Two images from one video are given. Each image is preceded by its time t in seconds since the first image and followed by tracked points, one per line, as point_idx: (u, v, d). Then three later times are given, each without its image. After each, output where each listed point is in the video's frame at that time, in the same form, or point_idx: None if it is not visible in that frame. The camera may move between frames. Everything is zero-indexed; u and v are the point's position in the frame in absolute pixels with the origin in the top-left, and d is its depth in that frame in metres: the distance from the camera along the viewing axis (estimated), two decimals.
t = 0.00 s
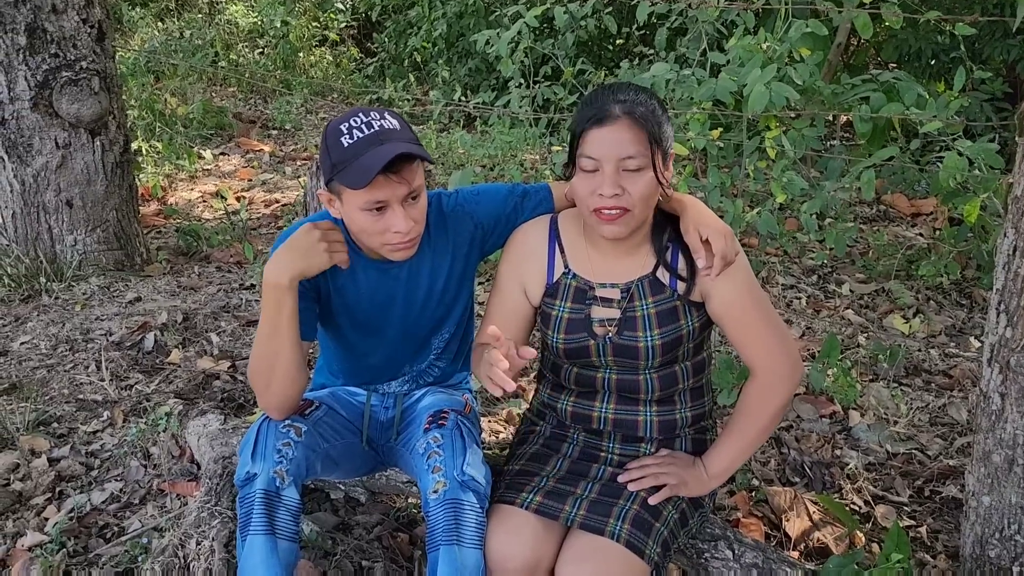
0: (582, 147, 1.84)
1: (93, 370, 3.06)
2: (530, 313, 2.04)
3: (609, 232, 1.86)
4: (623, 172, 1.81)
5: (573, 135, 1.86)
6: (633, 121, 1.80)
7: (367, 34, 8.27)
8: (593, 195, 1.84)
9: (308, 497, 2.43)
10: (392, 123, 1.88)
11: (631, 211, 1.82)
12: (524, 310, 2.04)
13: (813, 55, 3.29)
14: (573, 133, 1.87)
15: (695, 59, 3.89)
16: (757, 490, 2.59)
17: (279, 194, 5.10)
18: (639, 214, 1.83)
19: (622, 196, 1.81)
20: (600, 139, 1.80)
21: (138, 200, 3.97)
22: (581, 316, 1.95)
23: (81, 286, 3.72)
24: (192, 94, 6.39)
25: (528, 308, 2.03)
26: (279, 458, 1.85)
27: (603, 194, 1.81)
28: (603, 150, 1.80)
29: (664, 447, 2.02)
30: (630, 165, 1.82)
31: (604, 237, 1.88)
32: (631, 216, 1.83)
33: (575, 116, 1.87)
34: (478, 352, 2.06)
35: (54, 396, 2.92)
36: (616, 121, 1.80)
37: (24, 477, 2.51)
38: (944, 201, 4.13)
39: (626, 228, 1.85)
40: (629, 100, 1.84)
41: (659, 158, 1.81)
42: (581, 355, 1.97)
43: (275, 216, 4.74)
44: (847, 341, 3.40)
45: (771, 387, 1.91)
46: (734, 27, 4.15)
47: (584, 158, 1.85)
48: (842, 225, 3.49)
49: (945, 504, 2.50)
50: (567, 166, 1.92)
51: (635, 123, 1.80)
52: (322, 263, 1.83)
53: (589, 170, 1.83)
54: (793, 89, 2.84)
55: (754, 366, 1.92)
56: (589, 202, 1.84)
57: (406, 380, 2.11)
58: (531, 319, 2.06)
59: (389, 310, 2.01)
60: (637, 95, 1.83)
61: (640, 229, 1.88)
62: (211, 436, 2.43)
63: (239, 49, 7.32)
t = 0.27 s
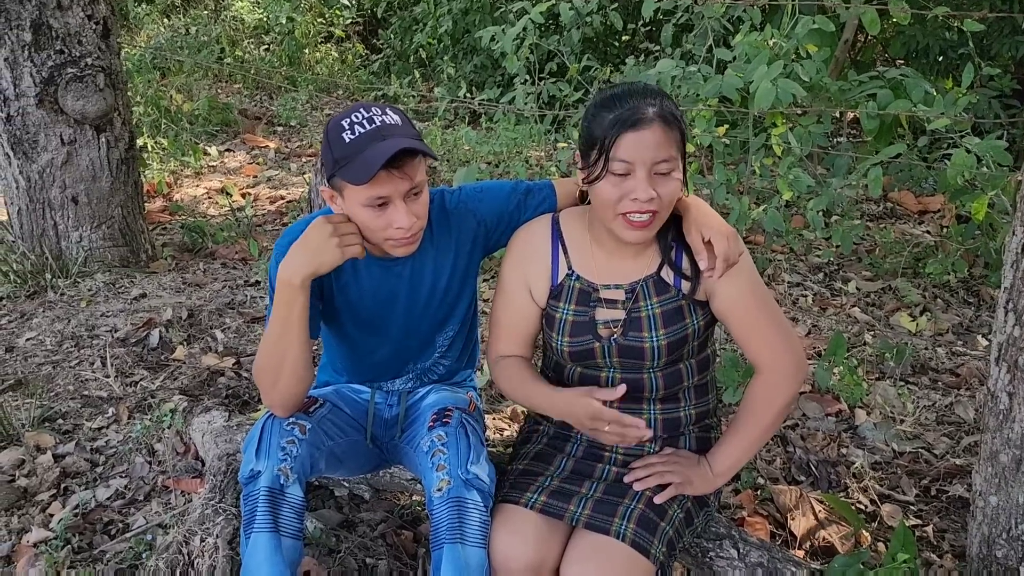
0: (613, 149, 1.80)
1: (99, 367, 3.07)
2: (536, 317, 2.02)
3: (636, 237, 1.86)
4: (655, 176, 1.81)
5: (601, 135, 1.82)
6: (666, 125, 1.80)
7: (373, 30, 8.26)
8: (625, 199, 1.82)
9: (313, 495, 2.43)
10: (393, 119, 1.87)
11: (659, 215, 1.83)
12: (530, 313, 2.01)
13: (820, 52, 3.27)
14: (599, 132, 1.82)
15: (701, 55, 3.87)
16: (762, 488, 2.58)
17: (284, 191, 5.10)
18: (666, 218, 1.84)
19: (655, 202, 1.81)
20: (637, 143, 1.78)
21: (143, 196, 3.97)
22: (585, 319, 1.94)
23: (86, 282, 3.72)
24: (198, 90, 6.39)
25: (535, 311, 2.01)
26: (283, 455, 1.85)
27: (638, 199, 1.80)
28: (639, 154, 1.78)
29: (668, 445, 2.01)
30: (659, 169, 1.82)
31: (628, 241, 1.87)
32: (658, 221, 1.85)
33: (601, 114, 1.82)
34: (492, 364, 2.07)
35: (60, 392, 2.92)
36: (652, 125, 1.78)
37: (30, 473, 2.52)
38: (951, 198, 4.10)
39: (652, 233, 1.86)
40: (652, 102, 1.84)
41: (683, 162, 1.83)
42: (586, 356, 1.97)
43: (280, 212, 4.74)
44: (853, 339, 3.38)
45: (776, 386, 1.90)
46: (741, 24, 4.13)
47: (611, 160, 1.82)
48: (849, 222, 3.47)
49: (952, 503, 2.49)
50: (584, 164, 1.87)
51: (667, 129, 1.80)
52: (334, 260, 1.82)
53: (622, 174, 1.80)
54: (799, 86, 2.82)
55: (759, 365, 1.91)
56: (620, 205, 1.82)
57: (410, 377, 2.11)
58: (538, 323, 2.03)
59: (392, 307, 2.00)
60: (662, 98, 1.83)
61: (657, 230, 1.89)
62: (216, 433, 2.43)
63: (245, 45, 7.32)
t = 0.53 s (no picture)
0: (608, 149, 1.80)
1: (103, 362, 3.07)
2: (538, 314, 2.02)
3: (633, 237, 1.85)
4: (651, 176, 1.80)
5: (598, 135, 1.82)
6: (662, 125, 1.78)
7: (378, 26, 8.24)
8: (620, 199, 1.82)
9: (317, 490, 2.43)
10: (391, 112, 1.86)
11: (656, 215, 1.82)
12: (532, 311, 2.02)
13: (826, 47, 3.25)
14: (595, 131, 1.82)
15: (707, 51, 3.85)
16: (768, 485, 2.57)
17: (289, 186, 5.10)
18: (663, 218, 1.83)
19: (651, 202, 1.80)
20: (631, 144, 1.77)
21: (148, 192, 3.97)
22: (589, 316, 1.93)
23: (91, 278, 3.73)
24: (203, 86, 6.39)
25: (537, 310, 2.01)
26: (286, 451, 1.85)
27: (632, 199, 1.80)
28: (633, 154, 1.78)
29: (673, 443, 2.01)
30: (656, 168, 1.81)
31: (626, 240, 1.87)
32: (655, 221, 1.84)
33: (597, 113, 1.82)
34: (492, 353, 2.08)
35: (65, 387, 2.93)
36: (647, 125, 1.77)
37: (34, 468, 2.52)
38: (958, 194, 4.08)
39: (649, 233, 1.85)
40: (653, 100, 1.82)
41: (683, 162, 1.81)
42: (590, 354, 1.97)
43: (285, 208, 4.74)
44: (859, 335, 3.36)
45: (783, 384, 1.89)
46: (747, 19, 4.11)
47: (607, 159, 1.82)
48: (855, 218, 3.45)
49: (958, 500, 2.47)
50: (584, 163, 1.88)
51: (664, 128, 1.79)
52: (342, 252, 1.82)
53: (617, 174, 1.81)
54: (805, 81, 2.81)
55: (766, 364, 1.90)
56: (616, 205, 1.82)
57: (413, 373, 2.11)
58: (540, 321, 2.04)
59: (395, 303, 2.00)
60: (662, 96, 1.81)
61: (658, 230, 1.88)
62: (220, 429, 2.43)
63: (250, 41, 7.31)
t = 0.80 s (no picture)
0: (603, 145, 1.81)
1: (109, 357, 3.08)
2: (534, 305, 2.05)
3: (632, 233, 1.85)
4: (647, 171, 1.80)
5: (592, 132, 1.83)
6: (657, 119, 1.79)
7: (382, 22, 8.24)
8: (617, 195, 1.82)
9: (321, 484, 2.44)
10: (400, 105, 1.87)
11: (654, 210, 1.82)
12: (528, 302, 2.05)
13: (832, 42, 3.25)
14: (591, 129, 1.83)
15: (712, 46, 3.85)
16: (771, 480, 2.57)
17: (293, 182, 5.10)
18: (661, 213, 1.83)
19: (648, 197, 1.80)
20: (626, 139, 1.78)
21: (153, 187, 3.98)
22: (591, 312, 1.94)
23: (97, 273, 3.74)
24: (207, 82, 6.40)
25: (533, 301, 2.04)
26: (291, 444, 1.86)
27: (629, 194, 1.79)
28: (629, 149, 1.79)
29: (676, 440, 2.01)
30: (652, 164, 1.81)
31: (625, 236, 1.87)
32: (654, 216, 1.82)
33: (593, 111, 1.83)
34: (490, 332, 2.12)
35: (70, 381, 2.94)
36: (642, 119, 1.78)
37: (41, 461, 2.54)
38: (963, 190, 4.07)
39: (649, 228, 1.84)
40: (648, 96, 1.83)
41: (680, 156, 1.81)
42: (592, 350, 1.97)
43: (290, 204, 4.75)
44: (863, 331, 3.36)
45: (787, 380, 1.89)
46: (752, 15, 4.10)
47: (603, 155, 1.82)
48: (859, 214, 3.45)
49: (962, 496, 2.47)
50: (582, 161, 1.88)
51: (659, 123, 1.79)
52: (347, 244, 1.82)
53: (613, 170, 1.81)
54: (811, 76, 2.80)
55: (769, 361, 1.90)
56: (613, 201, 1.82)
57: (418, 367, 2.11)
58: (535, 310, 2.07)
59: (399, 298, 2.00)
60: (657, 92, 1.82)
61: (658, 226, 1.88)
62: (225, 423, 2.44)
63: (254, 37, 7.31)
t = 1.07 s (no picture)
0: (591, 142, 1.83)
1: (116, 351, 3.11)
2: (538, 301, 2.07)
3: (624, 228, 1.86)
4: (635, 166, 1.81)
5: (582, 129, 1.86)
6: (642, 113, 1.80)
7: (386, 18, 8.25)
8: (606, 190, 1.83)
9: (326, 477, 2.47)
10: (410, 100, 1.88)
11: (644, 204, 1.83)
12: (532, 299, 2.07)
13: (835, 38, 3.25)
14: (579, 126, 1.86)
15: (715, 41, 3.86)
16: (772, 474, 2.59)
17: (298, 178, 5.12)
18: (651, 207, 1.84)
19: (636, 191, 1.81)
20: (611, 134, 1.80)
21: (158, 182, 4.00)
22: (591, 307, 1.96)
23: (103, 268, 3.77)
24: (212, 78, 6.41)
25: (536, 297, 2.06)
26: (297, 436, 1.88)
27: (617, 189, 1.81)
28: (614, 144, 1.80)
29: (678, 433, 2.02)
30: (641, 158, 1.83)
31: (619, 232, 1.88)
32: (645, 209, 1.83)
33: (581, 108, 1.85)
34: (501, 336, 2.15)
35: (78, 374, 2.97)
36: (626, 114, 1.79)
37: (49, 453, 2.56)
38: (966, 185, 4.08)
39: (641, 222, 1.85)
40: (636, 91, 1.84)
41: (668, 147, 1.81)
42: (592, 344, 1.99)
43: (294, 199, 4.77)
44: (865, 327, 3.37)
45: (786, 373, 1.91)
46: (755, 11, 4.10)
47: (591, 152, 1.85)
48: (862, 209, 3.46)
49: (963, 489, 2.49)
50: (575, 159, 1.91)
51: (645, 116, 1.80)
52: (353, 238, 1.84)
53: (600, 166, 1.83)
54: (813, 71, 2.81)
55: (768, 354, 1.91)
56: (603, 197, 1.84)
57: (422, 360, 2.13)
58: (540, 306, 2.09)
59: (403, 292, 2.02)
60: (644, 86, 1.82)
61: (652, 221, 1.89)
62: (231, 416, 2.46)
63: (259, 33, 7.33)
